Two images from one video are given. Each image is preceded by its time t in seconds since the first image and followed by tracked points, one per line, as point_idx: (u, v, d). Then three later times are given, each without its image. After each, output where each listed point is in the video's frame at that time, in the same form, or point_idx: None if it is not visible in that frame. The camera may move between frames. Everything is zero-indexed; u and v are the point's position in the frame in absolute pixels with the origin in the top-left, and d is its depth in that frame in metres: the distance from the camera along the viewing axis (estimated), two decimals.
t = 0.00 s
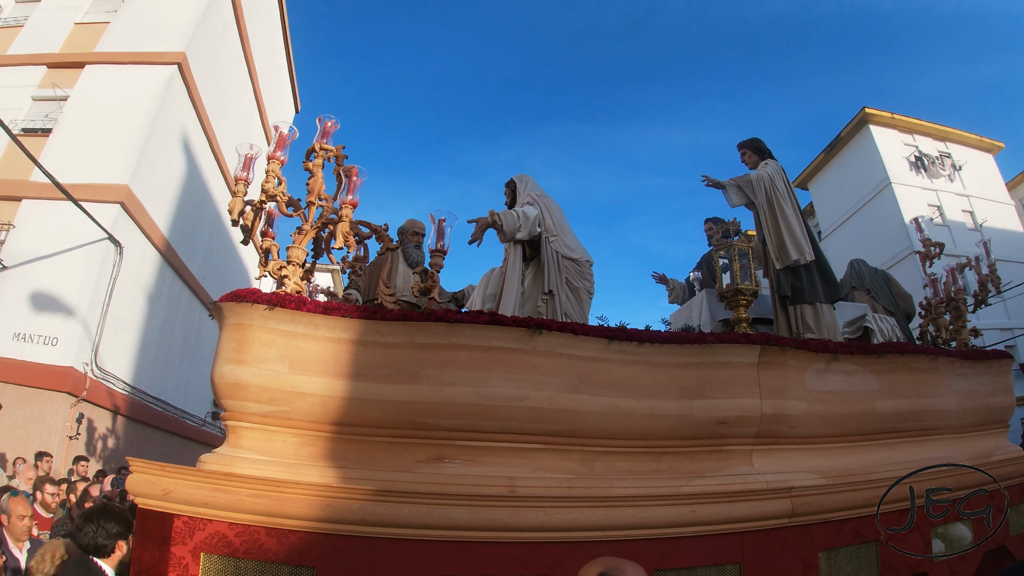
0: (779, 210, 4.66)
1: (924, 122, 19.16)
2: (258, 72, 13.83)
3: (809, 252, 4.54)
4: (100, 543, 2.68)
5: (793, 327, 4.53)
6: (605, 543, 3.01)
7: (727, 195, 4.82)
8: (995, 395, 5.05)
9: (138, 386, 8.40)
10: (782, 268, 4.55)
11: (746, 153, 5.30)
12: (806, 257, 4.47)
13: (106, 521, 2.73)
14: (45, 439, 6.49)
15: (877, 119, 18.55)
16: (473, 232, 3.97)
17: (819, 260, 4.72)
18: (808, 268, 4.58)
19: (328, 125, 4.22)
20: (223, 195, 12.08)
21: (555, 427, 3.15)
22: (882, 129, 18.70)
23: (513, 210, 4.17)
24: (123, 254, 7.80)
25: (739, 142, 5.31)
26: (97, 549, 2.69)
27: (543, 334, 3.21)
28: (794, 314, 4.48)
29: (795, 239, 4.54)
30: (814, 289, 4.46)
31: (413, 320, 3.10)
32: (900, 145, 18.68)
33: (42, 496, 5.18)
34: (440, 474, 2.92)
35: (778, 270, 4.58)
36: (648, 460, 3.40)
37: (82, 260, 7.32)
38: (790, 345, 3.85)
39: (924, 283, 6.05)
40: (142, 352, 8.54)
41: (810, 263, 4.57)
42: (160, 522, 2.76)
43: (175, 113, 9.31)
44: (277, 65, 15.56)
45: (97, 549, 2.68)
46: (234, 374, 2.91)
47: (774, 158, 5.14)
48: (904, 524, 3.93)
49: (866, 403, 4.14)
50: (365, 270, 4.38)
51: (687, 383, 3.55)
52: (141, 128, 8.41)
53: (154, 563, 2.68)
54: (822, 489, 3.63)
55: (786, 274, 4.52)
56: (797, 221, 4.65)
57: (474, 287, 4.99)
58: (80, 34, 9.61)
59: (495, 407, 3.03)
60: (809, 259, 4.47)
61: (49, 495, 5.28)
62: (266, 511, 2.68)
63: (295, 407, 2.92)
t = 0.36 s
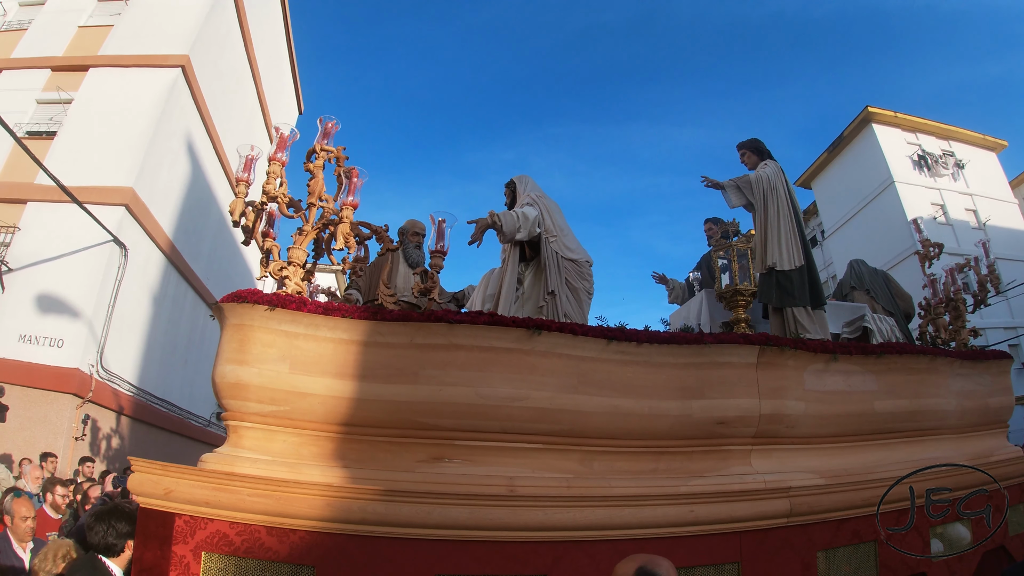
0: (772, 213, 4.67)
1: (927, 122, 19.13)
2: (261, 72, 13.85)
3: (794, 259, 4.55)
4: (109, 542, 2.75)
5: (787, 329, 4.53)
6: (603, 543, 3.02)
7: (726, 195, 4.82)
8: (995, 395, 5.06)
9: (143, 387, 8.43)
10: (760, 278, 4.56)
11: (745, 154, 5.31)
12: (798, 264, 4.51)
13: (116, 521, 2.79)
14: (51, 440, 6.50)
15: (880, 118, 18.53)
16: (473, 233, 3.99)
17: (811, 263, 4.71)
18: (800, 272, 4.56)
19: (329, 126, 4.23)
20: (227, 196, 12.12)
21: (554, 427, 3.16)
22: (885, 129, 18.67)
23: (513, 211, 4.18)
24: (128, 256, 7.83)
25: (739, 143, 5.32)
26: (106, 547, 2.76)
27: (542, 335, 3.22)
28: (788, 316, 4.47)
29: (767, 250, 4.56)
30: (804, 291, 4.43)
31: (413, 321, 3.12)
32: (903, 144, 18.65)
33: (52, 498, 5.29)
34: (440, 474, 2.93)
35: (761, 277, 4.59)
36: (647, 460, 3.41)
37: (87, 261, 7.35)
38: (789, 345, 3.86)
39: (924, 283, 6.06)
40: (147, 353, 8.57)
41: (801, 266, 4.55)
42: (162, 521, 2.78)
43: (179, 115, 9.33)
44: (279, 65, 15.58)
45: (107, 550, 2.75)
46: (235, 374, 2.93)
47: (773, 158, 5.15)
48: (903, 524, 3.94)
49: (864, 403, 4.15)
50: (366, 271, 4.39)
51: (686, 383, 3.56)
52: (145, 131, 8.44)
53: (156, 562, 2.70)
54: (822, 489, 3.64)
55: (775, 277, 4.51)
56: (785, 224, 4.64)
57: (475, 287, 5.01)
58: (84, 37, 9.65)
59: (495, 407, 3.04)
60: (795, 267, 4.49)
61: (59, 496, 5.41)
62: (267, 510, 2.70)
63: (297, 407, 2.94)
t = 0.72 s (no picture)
0: (775, 209, 4.65)
1: (929, 120, 19.06)
2: (261, 71, 13.81)
3: (799, 255, 4.53)
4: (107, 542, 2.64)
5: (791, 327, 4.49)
6: (601, 544, 2.97)
7: (727, 192, 4.75)
8: (997, 394, 5.02)
9: (146, 388, 8.43)
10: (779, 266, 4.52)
11: (746, 151, 5.27)
12: (796, 262, 4.48)
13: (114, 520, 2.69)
14: (55, 440, 6.46)
15: (881, 116, 18.47)
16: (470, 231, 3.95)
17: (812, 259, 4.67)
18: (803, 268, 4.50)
19: (324, 123, 4.20)
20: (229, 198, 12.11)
21: (552, 427, 3.13)
22: (887, 127, 18.60)
23: (511, 209, 4.14)
24: (131, 258, 7.81)
25: (739, 140, 5.29)
26: (104, 548, 2.64)
27: (540, 334, 3.19)
28: (791, 313, 4.44)
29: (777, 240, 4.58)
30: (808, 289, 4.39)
31: (410, 320, 3.09)
32: (905, 142, 18.57)
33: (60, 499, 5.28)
34: (436, 474, 2.90)
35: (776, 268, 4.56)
36: (646, 460, 3.38)
37: (89, 263, 7.33)
38: (790, 343, 3.82)
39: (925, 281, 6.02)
40: (150, 354, 8.56)
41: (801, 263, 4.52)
42: (157, 522, 2.76)
43: (182, 117, 9.32)
44: (280, 64, 15.55)
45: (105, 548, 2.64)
46: (230, 374, 2.90)
47: (774, 155, 5.11)
48: (905, 525, 3.91)
49: (867, 402, 4.11)
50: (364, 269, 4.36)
51: (685, 382, 3.53)
52: (147, 133, 8.42)
53: (151, 563, 2.68)
54: (823, 489, 3.60)
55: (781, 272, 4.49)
56: (787, 219, 4.62)
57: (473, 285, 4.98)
58: (85, 39, 9.64)
59: (492, 407, 3.01)
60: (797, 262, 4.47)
61: (64, 496, 5.35)
62: (262, 511, 2.68)
63: (293, 407, 2.91)
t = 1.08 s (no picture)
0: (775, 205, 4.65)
1: (932, 118, 18.99)
2: (263, 73, 13.90)
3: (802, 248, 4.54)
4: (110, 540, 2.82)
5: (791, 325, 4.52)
6: (594, 542, 3.00)
7: (721, 192, 4.76)
8: (993, 393, 5.02)
9: (148, 388, 8.52)
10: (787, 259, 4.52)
11: (742, 152, 5.29)
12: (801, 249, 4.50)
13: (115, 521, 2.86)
14: (58, 441, 6.55)
15: (883, 115, 18.41)
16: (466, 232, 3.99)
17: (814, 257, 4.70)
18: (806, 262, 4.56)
19: (322, 126, 4.25)
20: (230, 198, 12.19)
21: (545, 426, 3.17)
22: (889, 126, 18.54)
23: (506, 210, 4.17)
24: (132, 258, 7.91)
25: (735, 140, 5.30)
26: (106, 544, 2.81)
27: (533, 334, 3.22)
28: (792, 310, 4.46)
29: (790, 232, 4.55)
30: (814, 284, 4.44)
31: (405, 321, 3.13)
32: (907, 140, 18.51)
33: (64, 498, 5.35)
34: (431, 473, 2.95)
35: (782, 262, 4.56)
36: (639, 459, 3.41)
37: (92, 264, 7.42)
38: (783, 344, 3.84)
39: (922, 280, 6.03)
40: (152, 354, 8.65)
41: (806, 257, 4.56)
42: (157, 519, 2.81)
43: (183, 118, 9.40)
44: (281, 65, 15.63)
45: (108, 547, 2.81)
46: (228, 374, 2.95)
47: (770, 156, 5.13)
48: (899, 524, 3.92)
49: (860, 402, 4.12)
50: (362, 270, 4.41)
51: (678, 382, 3.55)
52: (149, 134, 8.51)
53: (151, 559, 2.74)
54: (816, 488, 3.62)
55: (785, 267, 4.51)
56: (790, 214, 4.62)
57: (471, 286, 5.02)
58: (86, 41, 9.73)
59: (485, 407, 3.05)
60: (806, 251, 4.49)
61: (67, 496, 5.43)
62: (260, 509, 2.73)
63: (290, 407, 2.97)
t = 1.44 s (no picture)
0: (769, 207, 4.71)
1: (933, 117, 18.98)
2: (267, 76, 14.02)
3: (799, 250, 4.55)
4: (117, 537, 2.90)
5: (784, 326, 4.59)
6: (591, 538, 3.06)
7: (718, 195, 4.83)
8: (990, 392, 5.06)
9: (151, 387, 8.62)
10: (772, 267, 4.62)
11: (739, 154, 5.35)
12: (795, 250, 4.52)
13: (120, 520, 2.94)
14: (61, 440, 6.64)
15: (884, 114, 18.41)
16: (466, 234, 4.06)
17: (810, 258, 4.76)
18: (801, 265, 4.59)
19: (326, 131, 4.34)
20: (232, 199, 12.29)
21: (544, 424, 3.24)
22: (890, 125, 18.55)
23: (506, 213, 4.25)
24: (135, 258, 8.02)
25: (733, 143, 5.37)
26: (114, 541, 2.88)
27: (531, 335, 3.29)
28: (788, 311, 4.52)
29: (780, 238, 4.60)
30: (806, 288, 4.48)
31: (406, 322, 3.21)
32: (909, 140, 18.51)
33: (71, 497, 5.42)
34: (432, 470, 3.02)
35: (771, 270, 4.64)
36: (636, 458, 3.48)
37: (95, 265, 7.52)
38: (778, 343, 3.90)
39: (920, 280, 6.08)
40: (155, 354, 8.74)
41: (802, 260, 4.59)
42: (164, 515, 2.89)
43: (185, 119, 9.50)
44: (285, 68, 15.75)
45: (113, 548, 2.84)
46: (234, 374, 3.03)
47: (767, 158, 5.19)
48: (894, 522, 3.96)
49: (855, 401, 4.17)
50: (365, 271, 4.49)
51: (674, 381, 3.62)
52: (151, 135, 8.61)
53: (159, 554, 2.82)
54: (810, 486, 3.68)
55: (778, 271, 4.58)
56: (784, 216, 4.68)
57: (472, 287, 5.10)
58: (89, 42, 9.84)
59: (485, 405, 3.13)
60: (802, 255, 4.51)
61: (73, 495, 5.59)
62: (265, 505, 2.80)
63: (294, 406, 3.05)
